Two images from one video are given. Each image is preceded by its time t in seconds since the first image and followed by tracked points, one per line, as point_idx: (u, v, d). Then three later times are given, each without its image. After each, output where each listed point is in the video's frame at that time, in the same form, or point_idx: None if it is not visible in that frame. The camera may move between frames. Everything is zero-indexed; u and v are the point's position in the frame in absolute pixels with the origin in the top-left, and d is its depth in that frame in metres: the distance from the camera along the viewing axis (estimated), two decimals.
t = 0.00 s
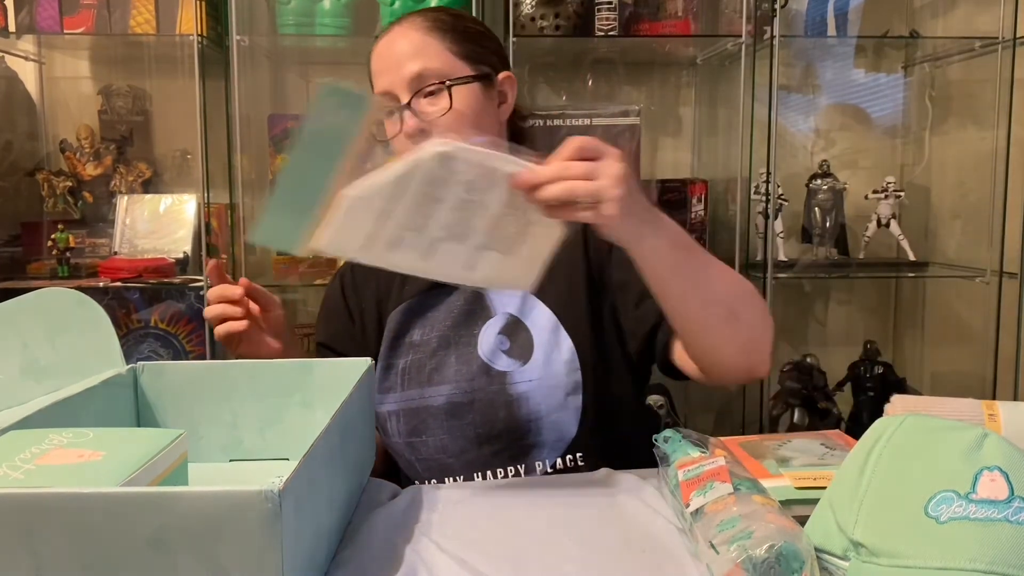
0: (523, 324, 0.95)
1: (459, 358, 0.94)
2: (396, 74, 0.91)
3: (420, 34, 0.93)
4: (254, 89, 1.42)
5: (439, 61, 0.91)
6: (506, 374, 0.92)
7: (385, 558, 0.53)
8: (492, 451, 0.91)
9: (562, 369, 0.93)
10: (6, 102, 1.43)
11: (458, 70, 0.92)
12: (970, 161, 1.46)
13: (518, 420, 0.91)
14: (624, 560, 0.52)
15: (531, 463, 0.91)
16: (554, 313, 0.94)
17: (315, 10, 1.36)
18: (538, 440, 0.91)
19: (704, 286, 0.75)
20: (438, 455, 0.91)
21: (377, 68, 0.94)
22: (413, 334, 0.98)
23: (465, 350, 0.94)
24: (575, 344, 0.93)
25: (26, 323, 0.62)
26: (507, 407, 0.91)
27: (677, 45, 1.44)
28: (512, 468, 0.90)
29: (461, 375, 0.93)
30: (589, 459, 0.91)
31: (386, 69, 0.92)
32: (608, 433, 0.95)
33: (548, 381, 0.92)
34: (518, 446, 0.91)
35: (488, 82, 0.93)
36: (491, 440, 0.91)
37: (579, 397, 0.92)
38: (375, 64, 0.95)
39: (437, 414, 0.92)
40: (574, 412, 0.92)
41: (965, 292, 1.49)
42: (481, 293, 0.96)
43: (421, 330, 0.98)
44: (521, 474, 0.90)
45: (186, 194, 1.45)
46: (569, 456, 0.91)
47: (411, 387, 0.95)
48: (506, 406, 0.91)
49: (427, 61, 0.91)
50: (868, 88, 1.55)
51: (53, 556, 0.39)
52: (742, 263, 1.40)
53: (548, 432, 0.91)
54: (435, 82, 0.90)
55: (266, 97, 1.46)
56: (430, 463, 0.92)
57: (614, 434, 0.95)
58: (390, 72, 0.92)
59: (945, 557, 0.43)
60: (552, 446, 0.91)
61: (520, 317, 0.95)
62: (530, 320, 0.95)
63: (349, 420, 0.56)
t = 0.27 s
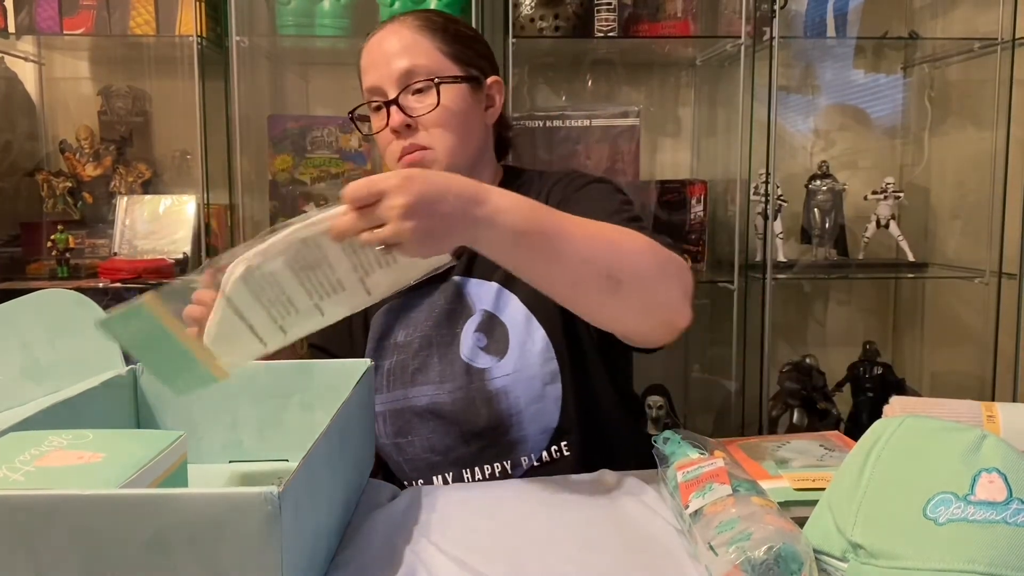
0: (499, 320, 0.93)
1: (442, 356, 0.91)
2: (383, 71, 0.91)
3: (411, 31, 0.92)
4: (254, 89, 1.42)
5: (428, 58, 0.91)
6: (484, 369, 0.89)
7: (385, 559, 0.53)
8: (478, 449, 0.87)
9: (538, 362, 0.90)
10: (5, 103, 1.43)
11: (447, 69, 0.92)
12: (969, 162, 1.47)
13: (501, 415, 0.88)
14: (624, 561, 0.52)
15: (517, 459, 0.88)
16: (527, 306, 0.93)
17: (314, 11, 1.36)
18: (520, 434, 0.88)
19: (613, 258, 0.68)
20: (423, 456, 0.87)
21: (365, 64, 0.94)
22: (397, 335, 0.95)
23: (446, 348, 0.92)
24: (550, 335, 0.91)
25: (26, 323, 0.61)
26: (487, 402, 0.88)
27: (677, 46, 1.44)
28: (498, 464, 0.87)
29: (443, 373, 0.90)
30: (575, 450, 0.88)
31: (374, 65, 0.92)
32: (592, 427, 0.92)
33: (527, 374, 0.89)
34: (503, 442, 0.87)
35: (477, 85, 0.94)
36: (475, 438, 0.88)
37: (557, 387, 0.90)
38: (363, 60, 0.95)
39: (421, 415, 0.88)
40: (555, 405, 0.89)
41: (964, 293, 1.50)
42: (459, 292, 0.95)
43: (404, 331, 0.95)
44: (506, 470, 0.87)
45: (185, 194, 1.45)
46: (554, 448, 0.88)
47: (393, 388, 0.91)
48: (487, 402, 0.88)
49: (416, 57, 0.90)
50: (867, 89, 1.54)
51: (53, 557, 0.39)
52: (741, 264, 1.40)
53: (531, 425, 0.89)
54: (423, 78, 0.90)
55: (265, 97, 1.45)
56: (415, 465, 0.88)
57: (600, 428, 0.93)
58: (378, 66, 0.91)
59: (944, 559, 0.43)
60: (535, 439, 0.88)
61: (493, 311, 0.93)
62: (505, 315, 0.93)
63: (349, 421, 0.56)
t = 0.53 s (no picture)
0: (481, 321, 0.88)
1: (428, 362, 0.87)
2: (375, 69, 0.91)
3: (406, 32, 0.92)
4: (254, 90, 1.42)
5: (422, 60, 0.91)
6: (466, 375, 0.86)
7: (384, 559, 0.53)
8: (466, 452, 0.84)
9: (519, 363, 0.86)
10: (5, 103, 1.43)
11: (441, 73, 0.92)
12: (969, 162, 1.47)
13: (486, 419, 0.84)
14: (623, 561, 0.52)
15: (505, 460, 0.84)
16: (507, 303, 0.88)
17: (314, 11, 1.36)
18: (507, 434, 0.85)
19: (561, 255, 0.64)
20: (413, 462, 0.85)
21: (355, 61, 0.93)
22: (384, 342, 0.91)
23: (429, 354, 0.88)
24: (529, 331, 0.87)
25: (25, 324, 0.61)
26: (472, 405, 0.85)
27: (677, 47, 1.44)
28: (484, 467, 0.83)
29: (428, 379, 0.86)
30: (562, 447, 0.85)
31: (367, 63, 0.91)
32: (579, 425, 0.88)
33: (509, 375, 0.86)
34: (491, 444, 0.84)
35: (467, 89, 0.94)
36: (462, 441, 0.84)
37: (542, 385, 0.86)
38: (353, 58, 0.95)
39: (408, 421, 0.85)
40: (539, 405, 0.86)
41: (964, 294, 1.50)
42: (443, 295, 0.91)
43: (391, 336, 0.91)
44: (494, 472, 0.84)
45: (185, 194, 1.45)
46: (540, 446, 0.85)
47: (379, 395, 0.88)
48: (471, 405, 0.85)
49: (411, 59, 0.90)
50: (867, 89, 1.54)
51: (53, 558, 0.39)
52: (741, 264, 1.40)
53: (517, 425, 0.85)
54: (417, 80, 0.90)
55: (265, 98, 1.45)
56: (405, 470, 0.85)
57: (588, 426, 0.89)
58: (371, 64, 0.91)
59: (942, 559, 0.43)
60: (521, 439, 0.85)
61: (475, 313, 0.89)
62: (487, 316, 0.88)
63: (348, 422, 0.56)
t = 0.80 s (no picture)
0: (472, 323, 0.88)
1: (421, 364, 0.87)
2: (397, 61, 0.88)
3: (427, 32, 0.90)
4: (254, 90, 1.42)
5: (442, 62, 0.90)
6: (460, 376, 0.85)
7: (384, 559, 0.53)
8: (462, 454, 0.84)
9: (512, 365, 0.86)
10: (4, 103, 1.43)
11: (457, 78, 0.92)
12: (968, 162, 1.47)
13: (481, 420, 0.84)
14: (623, 561, 0.52)
15: (501, 461, 0.84)
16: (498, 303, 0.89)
17: (314, 11, 1.36)
18: (502, 435, 0.85)
19: (554, 262, 0.65)
20: (408, 467, 0.83)
21: (370, 50, 0.89)
22: (377, 346, 0.90)
23: (422, 356, 0.87)
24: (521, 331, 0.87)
25: (24, 324, 0.61)
26: (466, 407, 0.85)
27: (676, 47, 1.44)
28: (481, 468, 0.83)
29: (422, 382, 0.86)
30: (558, 447, 0.85)
31: (387, 51, 0.88)
32: (572, 425, 0.88)
33: (503, 376, 0.86)
34: (487, 446, 0.84)
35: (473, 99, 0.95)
36: (458, 443, 0.84)
37: (536, 385, 0.86)
38: (364, 47, 0.91)
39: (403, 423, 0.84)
40: (533, 406, 0.86)
41: (963, 294, 1.50)
42: (435, 298, 0.91)
43: (384, 341, 0.90)
44: (491, 474, 0.83)
45: (185, 194, 1.45)
46: (535, 446, 0.85)
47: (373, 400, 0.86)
48: (466, 407, 0.85)
49: (434, 58, 0.89)
50: (867, 89, 1.54)
51: (53, 558, 0.39)
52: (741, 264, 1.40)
53: (513, 426, 0.85)
54: (439, 80, 0.89)
55: (265, 98, 1.45)
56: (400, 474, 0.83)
57: (581, 427, 0.89)
58: (394, 53, 0.88)
59: (941, 559, 0.43)
60: (516, 440, 0.85)
61: (467, 315, 0.89)
62: (479, 318, 0.89)
63: (348, 423, 0.56)
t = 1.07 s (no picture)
0: (470, 324, 0.89)
1: (420, 366, 0.87)
2: (403, 66, 0.86)
3: (431, 35, 0.89)
4: (253, 91, 1.42)
5: (447, 66, 0.89)
6: (458, 378, 0.86)
7: (383, 559, 0.53)
8: (461, 455, 0.83)
9: (511, 366, 0.87)
10: (4, 104, 1.43)
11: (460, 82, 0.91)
12: (968, 162, 1.47)
13: (480, 421, 0.84)
14: (622, 562, 0.52)
15: (499, 462, 0.84)
16: (496, 305, 0.89)
17: (314, 11, 1.36)
18: (500, 436, 0.85)
19: (563, 261, 0.65)
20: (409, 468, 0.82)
21: (373, 51, 0.88)
22: (376, 348, 0.90)
23: (421, 358, 0.87)
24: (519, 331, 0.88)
25: (25, 324, 0.61)
26: (465, 408, 0.85)
27: (676, 47, 1.44)
28: (480, 469, 0.83)
29: (421, 383, 0.86)
30: (558, 447, 0.85)
31: (392, 55, 0.87)
32: (571, 427, 0.88)
33: (501, 377, 0.86)
34: (486, 446, 0.84)
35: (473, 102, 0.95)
36: (457, 444, 0.83)
37: (534, 386, 0.87)
38: (368, 47, 0.89)
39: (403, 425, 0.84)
40: (532, 406, 0.86)
41: (963, 294, 1.50)
42: (433, 300, 0.91)
43: (383, 343, 0.90)
44: (491, 475, 0.83)
45: (184, 195, 1.45)
46: (535, 447, 0.85)
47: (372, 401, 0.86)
48: (464, 408, 0.85)
49: (439, 63, 0.88)
50: (866, 89, 1.54)
51: (53, 559, 0.39)
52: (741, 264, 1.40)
53: (511, 427, 0.85)
54: (443, 84, 0.88)
55: (264, 99, 1.45)
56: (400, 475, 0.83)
57: (580, 426, 0.89)
58: (399, 58, 0.86)
59: (940, 560, 0.43)
60: (515, 440, 0.85)
61: (465, 316, 0.89)
62: (477, 319, 0.89)
63: (348, 423, 0.56)
